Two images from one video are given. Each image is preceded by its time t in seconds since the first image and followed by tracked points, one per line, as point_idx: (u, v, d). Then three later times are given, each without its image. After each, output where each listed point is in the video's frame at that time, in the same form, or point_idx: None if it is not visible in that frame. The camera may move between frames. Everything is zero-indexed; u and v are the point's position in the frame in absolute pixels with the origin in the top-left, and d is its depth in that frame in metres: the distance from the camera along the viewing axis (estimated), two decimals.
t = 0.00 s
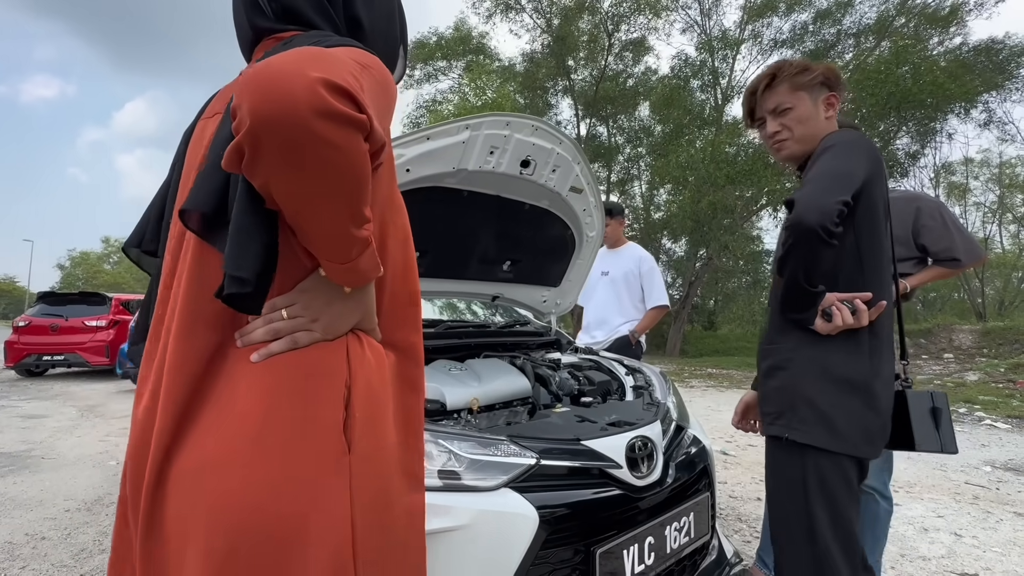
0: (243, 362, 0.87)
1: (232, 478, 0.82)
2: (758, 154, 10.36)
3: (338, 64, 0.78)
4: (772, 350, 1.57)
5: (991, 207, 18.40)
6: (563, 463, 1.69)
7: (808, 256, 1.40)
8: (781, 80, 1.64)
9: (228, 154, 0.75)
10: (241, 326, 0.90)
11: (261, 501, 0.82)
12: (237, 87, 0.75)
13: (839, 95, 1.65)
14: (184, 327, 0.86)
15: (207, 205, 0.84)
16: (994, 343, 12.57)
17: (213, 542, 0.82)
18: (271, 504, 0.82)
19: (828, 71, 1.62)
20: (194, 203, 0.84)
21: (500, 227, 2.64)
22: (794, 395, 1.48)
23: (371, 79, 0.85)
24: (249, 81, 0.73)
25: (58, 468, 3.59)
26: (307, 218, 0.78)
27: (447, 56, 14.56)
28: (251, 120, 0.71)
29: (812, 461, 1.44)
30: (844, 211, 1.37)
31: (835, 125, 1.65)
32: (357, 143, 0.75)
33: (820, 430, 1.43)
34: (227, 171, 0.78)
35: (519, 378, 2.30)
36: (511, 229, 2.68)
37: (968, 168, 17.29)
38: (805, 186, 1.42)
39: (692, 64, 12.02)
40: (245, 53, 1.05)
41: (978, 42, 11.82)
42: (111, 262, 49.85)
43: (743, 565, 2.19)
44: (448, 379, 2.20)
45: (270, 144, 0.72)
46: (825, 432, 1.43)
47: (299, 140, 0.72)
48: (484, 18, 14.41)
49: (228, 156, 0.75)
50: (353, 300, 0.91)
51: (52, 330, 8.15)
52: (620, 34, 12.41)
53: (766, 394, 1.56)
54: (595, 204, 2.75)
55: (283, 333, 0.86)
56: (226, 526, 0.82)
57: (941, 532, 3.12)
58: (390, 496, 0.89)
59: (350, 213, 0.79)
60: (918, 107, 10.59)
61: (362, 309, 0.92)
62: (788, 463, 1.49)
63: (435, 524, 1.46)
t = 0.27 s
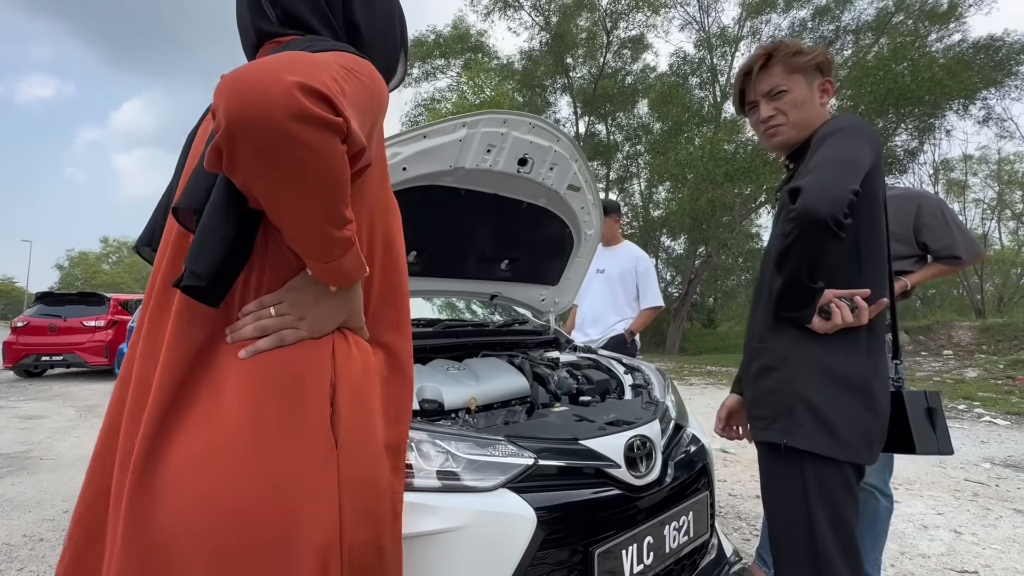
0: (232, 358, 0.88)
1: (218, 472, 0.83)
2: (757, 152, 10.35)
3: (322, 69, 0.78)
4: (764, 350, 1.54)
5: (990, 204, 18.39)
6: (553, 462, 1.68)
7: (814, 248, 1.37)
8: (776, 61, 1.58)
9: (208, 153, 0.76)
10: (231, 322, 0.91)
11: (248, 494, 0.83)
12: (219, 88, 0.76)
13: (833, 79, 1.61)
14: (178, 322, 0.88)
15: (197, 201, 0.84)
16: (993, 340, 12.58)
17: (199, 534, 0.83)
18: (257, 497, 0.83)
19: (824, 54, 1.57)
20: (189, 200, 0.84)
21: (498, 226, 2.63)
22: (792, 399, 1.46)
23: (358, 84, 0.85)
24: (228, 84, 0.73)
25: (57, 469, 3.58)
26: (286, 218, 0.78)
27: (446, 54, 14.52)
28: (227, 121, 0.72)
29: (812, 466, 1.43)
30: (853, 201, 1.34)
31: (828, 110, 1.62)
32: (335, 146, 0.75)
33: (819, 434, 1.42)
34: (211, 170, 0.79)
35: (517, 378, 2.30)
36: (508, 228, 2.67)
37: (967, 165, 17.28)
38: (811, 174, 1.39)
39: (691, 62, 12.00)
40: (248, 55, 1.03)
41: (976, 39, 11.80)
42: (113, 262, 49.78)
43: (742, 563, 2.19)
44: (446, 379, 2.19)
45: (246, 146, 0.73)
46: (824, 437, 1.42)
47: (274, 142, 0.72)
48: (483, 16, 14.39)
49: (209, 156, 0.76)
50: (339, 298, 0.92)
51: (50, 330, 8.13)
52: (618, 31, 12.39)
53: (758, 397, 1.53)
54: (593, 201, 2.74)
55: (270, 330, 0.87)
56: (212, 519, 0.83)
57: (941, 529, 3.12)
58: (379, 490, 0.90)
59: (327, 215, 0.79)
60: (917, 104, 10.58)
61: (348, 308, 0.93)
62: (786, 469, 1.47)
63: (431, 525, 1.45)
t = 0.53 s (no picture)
0: (244, 365, 0.88)
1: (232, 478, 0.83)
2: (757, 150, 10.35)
3: (342, 84, 0.79)
4: (766, 353, 1.55)
5: (992, 202, 18.39)
6: (551, 460, 1.68)
7: (821, 244, 1.36)
8: (768, 57, 1.57)
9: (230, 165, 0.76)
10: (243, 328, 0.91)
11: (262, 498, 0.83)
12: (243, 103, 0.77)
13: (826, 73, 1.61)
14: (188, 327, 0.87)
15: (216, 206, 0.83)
16: (994, 337, 12.58)
17: (214, 538, 0.83)
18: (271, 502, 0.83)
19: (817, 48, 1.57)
20: (205, 207, 0.83)
21: (499, 226, 2.64)
22: (798, 405, 1.46)
23: (375, 98, 0.86)
24: (253, 99, 0.74)
25: (61, 470, 3.59)
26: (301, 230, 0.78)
27: (446, 53, 14.51)
28: (254, 137, 0.73)
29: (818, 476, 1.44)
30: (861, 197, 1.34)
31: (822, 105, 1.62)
32: (354, 159, 0.77)
33: (826, 442, 1.42)
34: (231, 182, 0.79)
35: (519, 377, 2.30)
36: (510, 229, 2.68)
37: (967, 162, 17.27)
38: (817, 168, 1.38)
39: (691, 60, 12.00)
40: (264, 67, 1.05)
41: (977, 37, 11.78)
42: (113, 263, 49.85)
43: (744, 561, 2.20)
44: (448, 378, 2.20)
45: (270, 159, 0.74)
46: (832, 445, 1.42)
47: (296, 155, 0.73)
48: (482, 15, 14.39)
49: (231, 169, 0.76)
50: (350, 305, 0.91)
51: (52, 331, 8.14)
52: (618, 30, 12.38)
53: (762, 403, 1.53)
54: (594, 201, 2.75)
55: (281, 337, 0.87)
56: (227, 524, 0.83)
57: (942, 526, 3.13)
58: (391, 494, 0.90)
59: (344, 225, 0.79)
60: (917, 101, 10.57)
61: (357, 314, 0.93)
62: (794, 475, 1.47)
63: (436, 523, 1.47)
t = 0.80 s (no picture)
0: (292, 367, 0.86)
1: (290, 478, 0.82)
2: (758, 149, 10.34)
3: (397, 75, 0.80)
4: (763, 353, 1.56)
5: (994, 200, 18.33)
6: (552, 458, 1.70)
7: (813, 242, 1.37)
8: (758, 55, 1.59)
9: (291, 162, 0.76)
10: (287, 331, 0.89)
11: (321, 501, 0.82)
12: (304, 96, 0.77)
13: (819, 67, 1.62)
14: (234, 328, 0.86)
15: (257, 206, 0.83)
16: (997, 335, 12.55)
17: (270, 540, 0.81)
18: (332, 503, 0.82)
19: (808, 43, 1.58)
20: (246, 206, 0.83)
21: (501, 226, 2.65)
22: (797, 405, 1.47)
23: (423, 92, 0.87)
24: (316, 90, 0.75)
25: (66, 470, 3.61)
26: (359, 224, 0.79)
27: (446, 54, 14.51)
28: (321, 126, 0.73)
29: (819, 478, 1.45)
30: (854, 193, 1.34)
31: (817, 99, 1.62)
32: (415, 150, 0.78)
33: (827, 444, 1.43)
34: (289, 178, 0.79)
35: (520, 376, 2.31)
36: (512, 229, 2.68)
37: (970, 161, 17.22)
38: (808, 165, 1.38)
39: (692, 60, 11.99)
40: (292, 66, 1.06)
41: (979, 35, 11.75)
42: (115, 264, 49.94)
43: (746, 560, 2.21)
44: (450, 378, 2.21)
45: (335, 151, 0.74)
46: (832, 447, 1.42)
47: (363, 147, 0.74)
48: (483, 15, 14.38)
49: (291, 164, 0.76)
50: (396, 302, 0.91)
51: (55, 332, 8.16)
52: (619, 30, 12.38)
53: (763, 405, 1.54)
54: (595, 202, 2.76)
55: (331, 338, 0.86)
56: (285, 527, 0.81)
57: (944, 525, 3.13)
58: (443, 493, 0.92)
59: (403, 216, 0.80)
60: (919, 99, 10.54)
61: (404, 312, 0.93)
62: (796, 476, 1.48)
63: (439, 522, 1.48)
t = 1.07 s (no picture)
0: (346, 360, 0.82)
1: (365, 478, 0.77)
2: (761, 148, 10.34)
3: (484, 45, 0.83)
4: (761, 353, 1.57)
5: (999, 198, 18.24)
6: (552, 457, 1.73)
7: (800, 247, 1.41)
8: (741, 63, 1.61)
9: (394, 124, 0.75)
10: (338, 323, 0.85)
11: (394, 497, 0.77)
12: (404, 56, 0.77)
13: (811, 61, 1.60)
14: (289, 319, 0.81)
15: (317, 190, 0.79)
16: (1003, 335, 12.50)
17: (342, 544, 0.76)
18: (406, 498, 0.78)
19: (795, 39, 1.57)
20: (300, 187, 0.79)
21: (502, 226, 2.67)
22: (791, 404, 1.48)
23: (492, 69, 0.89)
24: (422, 49, 0.76)
25: (73, 470, 3.64)
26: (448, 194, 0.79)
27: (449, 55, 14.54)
28: (436, 83, 0.74)
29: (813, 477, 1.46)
30: (838, 197, 1.35)
31: (812, 94, 1.61)
32: (516, 116, 0.80)
33: (819, 442, 1.44)
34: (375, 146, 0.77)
35: (522, 375, 2.32)
36: (513, 229, 2.70)
37: (974, 159, 17.15)
38: (794, 170, 1.41)
39: (694, 60, 11.99)
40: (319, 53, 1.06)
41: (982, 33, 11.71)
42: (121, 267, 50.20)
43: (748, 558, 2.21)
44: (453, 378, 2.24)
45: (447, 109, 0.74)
46: (825, 445, 1.44)
47: (478, 105, 0.75)
48: (485, 17, 14.42)
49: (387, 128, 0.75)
50: (454, 289, 0.90)
51: (62, 334, 8.21)
52: (621, 30, 12.37)
53: (759, 404, 1.55)
54: (597, 201, 2.77)
55: (389, 328, 0.83)
56: (363, 530, 0.76)
57: (948, 523, 3.13)
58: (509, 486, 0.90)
59: (499, 185, 0.81)
60: (921, 97, 10.53)
61: (461, 302, 0.92)
62: (789, 475, 1.49)
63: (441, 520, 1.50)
